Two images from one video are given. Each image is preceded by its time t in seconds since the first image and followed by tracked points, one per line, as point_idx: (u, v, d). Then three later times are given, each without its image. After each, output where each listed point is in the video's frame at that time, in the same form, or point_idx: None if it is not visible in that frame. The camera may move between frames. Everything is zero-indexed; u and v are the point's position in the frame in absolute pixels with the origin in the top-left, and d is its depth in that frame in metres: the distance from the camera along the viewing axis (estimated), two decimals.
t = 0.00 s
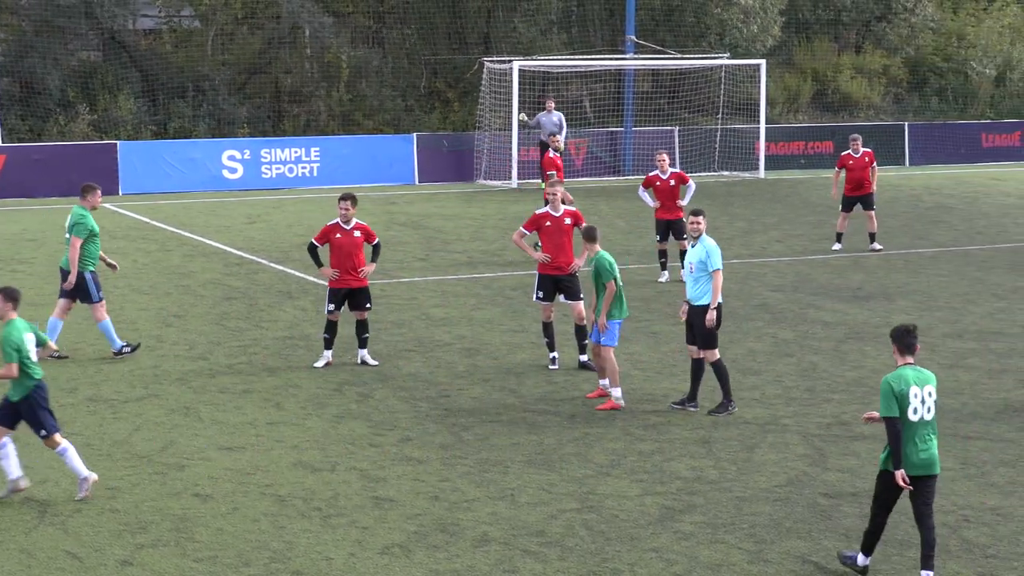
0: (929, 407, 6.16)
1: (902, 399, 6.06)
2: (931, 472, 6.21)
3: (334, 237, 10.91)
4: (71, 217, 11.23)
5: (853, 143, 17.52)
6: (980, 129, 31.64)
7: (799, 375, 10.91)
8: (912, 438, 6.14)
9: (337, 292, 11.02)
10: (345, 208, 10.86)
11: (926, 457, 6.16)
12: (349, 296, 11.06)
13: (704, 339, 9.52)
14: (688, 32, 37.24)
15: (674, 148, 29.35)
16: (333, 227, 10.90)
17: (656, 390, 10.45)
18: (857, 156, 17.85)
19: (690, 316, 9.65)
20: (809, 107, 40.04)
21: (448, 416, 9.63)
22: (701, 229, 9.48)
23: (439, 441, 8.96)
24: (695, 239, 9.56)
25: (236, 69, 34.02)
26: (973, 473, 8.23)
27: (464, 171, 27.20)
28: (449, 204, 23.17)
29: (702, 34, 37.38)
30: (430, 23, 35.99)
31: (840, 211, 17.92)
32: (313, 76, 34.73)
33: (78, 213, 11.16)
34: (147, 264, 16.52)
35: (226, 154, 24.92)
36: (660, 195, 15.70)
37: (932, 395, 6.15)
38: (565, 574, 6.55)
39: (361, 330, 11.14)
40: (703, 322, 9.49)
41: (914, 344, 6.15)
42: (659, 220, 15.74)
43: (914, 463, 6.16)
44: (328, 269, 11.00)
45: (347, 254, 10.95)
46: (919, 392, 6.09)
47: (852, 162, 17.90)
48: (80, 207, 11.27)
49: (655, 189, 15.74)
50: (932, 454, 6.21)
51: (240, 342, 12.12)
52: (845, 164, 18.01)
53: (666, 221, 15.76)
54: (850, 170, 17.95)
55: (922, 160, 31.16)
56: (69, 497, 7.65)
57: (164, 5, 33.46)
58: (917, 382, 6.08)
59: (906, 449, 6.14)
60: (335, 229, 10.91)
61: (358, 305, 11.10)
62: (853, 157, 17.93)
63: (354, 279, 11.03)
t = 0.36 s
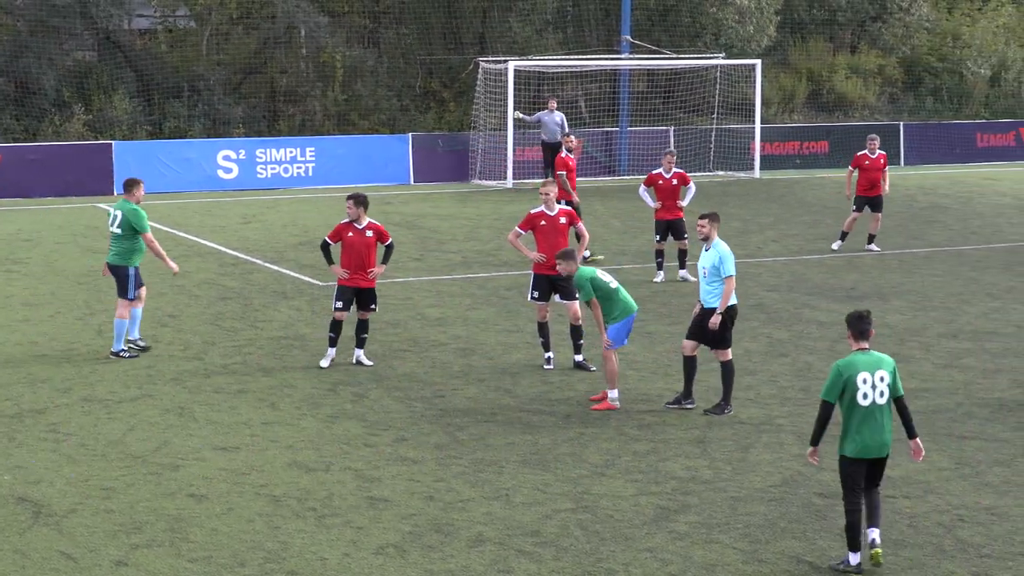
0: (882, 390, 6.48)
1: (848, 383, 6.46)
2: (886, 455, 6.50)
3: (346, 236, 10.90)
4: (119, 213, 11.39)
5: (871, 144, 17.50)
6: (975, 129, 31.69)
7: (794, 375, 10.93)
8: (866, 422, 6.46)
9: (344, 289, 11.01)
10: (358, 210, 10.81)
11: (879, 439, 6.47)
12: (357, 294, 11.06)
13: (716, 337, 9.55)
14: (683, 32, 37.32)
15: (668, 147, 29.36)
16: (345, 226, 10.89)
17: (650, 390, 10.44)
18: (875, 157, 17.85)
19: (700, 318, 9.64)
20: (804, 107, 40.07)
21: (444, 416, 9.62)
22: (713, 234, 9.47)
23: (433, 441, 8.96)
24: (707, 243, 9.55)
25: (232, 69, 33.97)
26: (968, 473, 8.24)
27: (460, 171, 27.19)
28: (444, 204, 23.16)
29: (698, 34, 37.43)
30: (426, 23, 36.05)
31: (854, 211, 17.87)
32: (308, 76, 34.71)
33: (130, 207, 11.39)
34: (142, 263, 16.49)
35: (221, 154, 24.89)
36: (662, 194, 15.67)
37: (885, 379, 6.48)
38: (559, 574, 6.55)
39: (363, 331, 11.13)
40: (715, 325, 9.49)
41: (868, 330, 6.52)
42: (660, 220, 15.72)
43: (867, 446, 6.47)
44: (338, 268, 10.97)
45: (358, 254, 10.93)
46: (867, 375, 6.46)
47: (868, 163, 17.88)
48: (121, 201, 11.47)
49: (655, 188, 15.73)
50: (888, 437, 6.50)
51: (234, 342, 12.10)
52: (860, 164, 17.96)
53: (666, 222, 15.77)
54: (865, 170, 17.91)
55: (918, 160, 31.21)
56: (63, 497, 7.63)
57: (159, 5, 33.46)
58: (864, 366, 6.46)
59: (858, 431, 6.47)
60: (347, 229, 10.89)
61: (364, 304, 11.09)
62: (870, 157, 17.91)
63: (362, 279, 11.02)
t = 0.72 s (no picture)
0: (859, 385, 6.58)
1: (825, 374, 6.60)
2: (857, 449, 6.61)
3: (353, 236, 10.86)
4: (164, 209, 11.67)
5: (887, 143, 17.49)
6: (970, 129, 31.71)
7: (791, 375, 10.93)
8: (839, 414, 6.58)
9: (349, 290, 10.95)
10: (367, 211, 10.76)
11: (851, 433, 6.58)
12: (360, 295, 10.98)
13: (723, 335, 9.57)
14: (679, 32, 37.31)
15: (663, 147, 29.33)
16: (353, 227, 10.84)
17: (646, 390, 10.44)
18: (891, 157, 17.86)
19: (706, 318, 9.66)
20: (800, 107, 40.07)
21: (440, 416, 9.61)
22: (719, 233, 9.48)
23: (429, 441, 8.95)
24: (713, 242, 9.55)
25: (227, 69, 33.94)
26: (964, 472, 8.24)
27: (455, 171, 27.17)
28: (440, 204, 23.15)
29: (694, 33, 37.41)
30: (421, 23, 35.95)
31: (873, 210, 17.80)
32: (304, 76, 34.65)
33: (174, 204, 11.70)
34: (138, 263, 16.46)
35: (217, 154, 24.83)
36: (675, 194, 15.64)
37: (863, 375, 6.57)
38: (556, 574, 6.55)
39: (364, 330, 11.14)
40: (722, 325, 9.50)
41: (854, 324, 6.59)
42: (671, 220, 15.66)
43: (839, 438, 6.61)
44: (342, 268, 10.93)
45: (362, 254, 10.93)
46: (845, 369, 6.57)
47: (884, 162, 17.84)
48: (164, 200, 11.77)
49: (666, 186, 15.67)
50: (861, 432, 6.61)
51: (230, 342, 12.09)
52: (877, 163, 17.84)
53: (676, 222, 15.71)
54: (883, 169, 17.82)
55: (915, 160, 31.22)
56: (60, 497, 7.61)
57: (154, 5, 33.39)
58: (843, 359, 6.58)
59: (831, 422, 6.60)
60: (355, 229, 10.86)
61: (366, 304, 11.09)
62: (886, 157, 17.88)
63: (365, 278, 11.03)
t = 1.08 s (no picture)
0: (847, 372, 6.77)
1: (816, 360, 6.75)
2: (843, 434, 6.82)
3: (363, 240, 10.78)
4: (205, 210, 11.63)
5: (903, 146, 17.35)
6: (966, 129, 31.75)
7: (787, 375, 10.93)
8: (829, 400, 6.77)
9: (358, 293, 10.87)
10: (374, 212, 10.66)
11: (838, 418, 6.79)
12: (368, 297, 10.89)
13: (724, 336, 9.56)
14: (675, 32, 37.25)
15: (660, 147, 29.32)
16: (362, 231, 10.75)
17: (643, 390, 10.43)
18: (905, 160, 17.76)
19: (704, 318, 9.67)
20: (796, 107, 40.07)
21: (437, 416, 9.61)
22: (720, 233, 9.48)
23: (426, 441, 8.94)
24: (714, 242, 9.56)
25: (224, 69, 33.92)
26: (960, 473, 8.25)
27: (451, 171, 27.15)
28: (436, 204, 23.14)
29: (690, 33, 37.44)
30: (417, 23, 35.94)
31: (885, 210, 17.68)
32: (300, 76, 34.65)
33: (215, 205, 11.65)
34: (134, 264, 16.44)
35: (214, 154, 24.81)
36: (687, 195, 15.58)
37: (852, 362, 6.76)
38: (552, 574, 6.54)
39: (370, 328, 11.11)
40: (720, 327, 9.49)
41: (847, 314, 6.83)
42: (683, 219, 15.53)
43: (827, 423, 6.80)
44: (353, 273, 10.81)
45: (371, 257, 10.90)
46: (835, 356, 6.75)
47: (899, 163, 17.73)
48: (206, 199, 11.71)
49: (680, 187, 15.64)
50: (848, 417, 6.82)
51: (226, 342, 12.07)
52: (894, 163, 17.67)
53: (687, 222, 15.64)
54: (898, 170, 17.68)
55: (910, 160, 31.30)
56: (56, 497, 7.60)
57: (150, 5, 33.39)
58: (834, 347, 6.76)
59: (820, 407, 6.79)
60: (364, 233, 10.78)
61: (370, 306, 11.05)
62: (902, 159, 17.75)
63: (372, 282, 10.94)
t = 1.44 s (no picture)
0: (833, 362, 6.86)
1: (800, 354, 6.89)
2: (839, 423, 6.88)
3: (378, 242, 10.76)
4: (249, 203, 12.09)
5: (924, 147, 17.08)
6: (966, 129, 31.74)
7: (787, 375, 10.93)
8: (819, 392, 6.86)
9: (369, 296, 10.82)
10: (388, 214, 10.68)
11: (831, 408, 6.86)
12: (380, 299, 10.86)
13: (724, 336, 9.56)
14: (675, 32, 37.19)
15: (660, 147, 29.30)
16: (376, 232, 10.75)
17: (643, 390, 10.44)
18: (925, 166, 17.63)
19: (704, 318, 9.67)
20: (795, 107, 40.07)
21: (437, 416, 9.61)
22: (720, 233, 9.50)
23: (425, 441, 8.94)
24: (714, 242, 9.57)
25: (224, 70, 33.91)
26: (960, 472, 8.25)
27: (451, 170, 27.16)
28: (435, 204, 23.14)
29: (690, 33, 37.48)
30: (417, 23, 35.97)
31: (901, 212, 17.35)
32: (300, 77, 34.65)
33: (257, 198, 12.12)
34: (134, 263, 16.44)
35: (214, 154, 24.82)
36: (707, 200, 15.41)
37: (836, 352, 6.86)
38: (552, 574, 6.55)
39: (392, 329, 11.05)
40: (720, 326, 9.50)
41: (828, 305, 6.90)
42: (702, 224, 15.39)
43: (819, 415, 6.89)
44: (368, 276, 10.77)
45: (383, 259, 10.89)
46: (819, 348, 6.86)
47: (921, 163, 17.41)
48: (247, 193, 12.15)
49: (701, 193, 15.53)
50: (841, 407, 6.88)
51: (226, 342, 12.07)
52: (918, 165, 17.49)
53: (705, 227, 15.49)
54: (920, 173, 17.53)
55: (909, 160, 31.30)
56: (56, 498, 7.60)
57: (151, 5, 33.42)
58: (817, 339, 6.87)
59: (811, 400, 6.89)
60: (379, 235, 10.76)
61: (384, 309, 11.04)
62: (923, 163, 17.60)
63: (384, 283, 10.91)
